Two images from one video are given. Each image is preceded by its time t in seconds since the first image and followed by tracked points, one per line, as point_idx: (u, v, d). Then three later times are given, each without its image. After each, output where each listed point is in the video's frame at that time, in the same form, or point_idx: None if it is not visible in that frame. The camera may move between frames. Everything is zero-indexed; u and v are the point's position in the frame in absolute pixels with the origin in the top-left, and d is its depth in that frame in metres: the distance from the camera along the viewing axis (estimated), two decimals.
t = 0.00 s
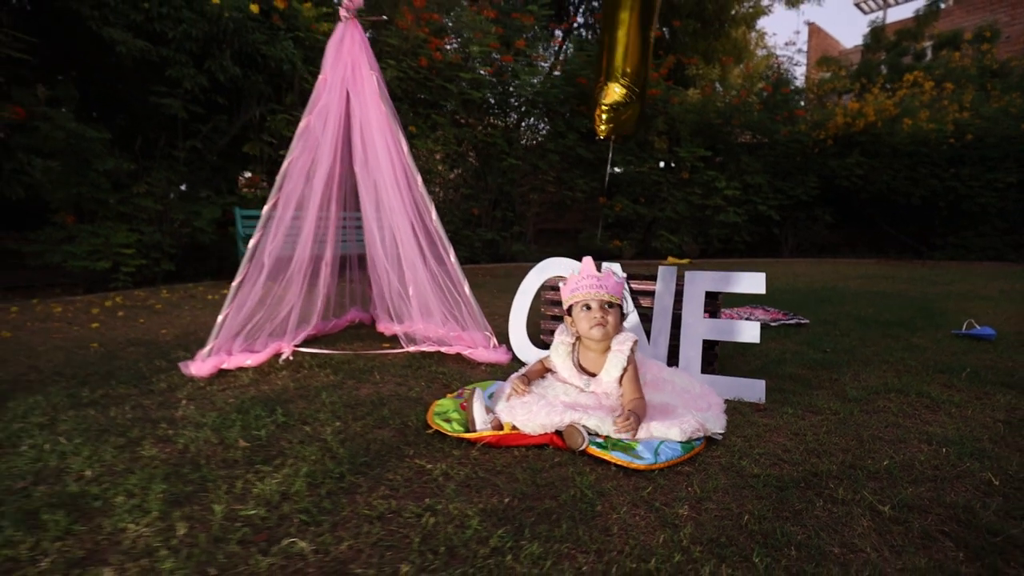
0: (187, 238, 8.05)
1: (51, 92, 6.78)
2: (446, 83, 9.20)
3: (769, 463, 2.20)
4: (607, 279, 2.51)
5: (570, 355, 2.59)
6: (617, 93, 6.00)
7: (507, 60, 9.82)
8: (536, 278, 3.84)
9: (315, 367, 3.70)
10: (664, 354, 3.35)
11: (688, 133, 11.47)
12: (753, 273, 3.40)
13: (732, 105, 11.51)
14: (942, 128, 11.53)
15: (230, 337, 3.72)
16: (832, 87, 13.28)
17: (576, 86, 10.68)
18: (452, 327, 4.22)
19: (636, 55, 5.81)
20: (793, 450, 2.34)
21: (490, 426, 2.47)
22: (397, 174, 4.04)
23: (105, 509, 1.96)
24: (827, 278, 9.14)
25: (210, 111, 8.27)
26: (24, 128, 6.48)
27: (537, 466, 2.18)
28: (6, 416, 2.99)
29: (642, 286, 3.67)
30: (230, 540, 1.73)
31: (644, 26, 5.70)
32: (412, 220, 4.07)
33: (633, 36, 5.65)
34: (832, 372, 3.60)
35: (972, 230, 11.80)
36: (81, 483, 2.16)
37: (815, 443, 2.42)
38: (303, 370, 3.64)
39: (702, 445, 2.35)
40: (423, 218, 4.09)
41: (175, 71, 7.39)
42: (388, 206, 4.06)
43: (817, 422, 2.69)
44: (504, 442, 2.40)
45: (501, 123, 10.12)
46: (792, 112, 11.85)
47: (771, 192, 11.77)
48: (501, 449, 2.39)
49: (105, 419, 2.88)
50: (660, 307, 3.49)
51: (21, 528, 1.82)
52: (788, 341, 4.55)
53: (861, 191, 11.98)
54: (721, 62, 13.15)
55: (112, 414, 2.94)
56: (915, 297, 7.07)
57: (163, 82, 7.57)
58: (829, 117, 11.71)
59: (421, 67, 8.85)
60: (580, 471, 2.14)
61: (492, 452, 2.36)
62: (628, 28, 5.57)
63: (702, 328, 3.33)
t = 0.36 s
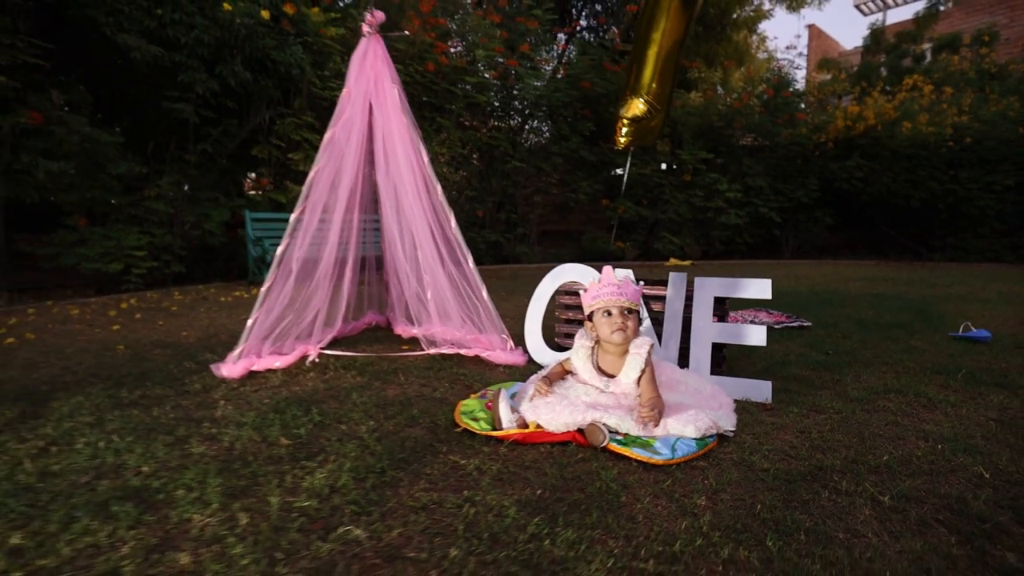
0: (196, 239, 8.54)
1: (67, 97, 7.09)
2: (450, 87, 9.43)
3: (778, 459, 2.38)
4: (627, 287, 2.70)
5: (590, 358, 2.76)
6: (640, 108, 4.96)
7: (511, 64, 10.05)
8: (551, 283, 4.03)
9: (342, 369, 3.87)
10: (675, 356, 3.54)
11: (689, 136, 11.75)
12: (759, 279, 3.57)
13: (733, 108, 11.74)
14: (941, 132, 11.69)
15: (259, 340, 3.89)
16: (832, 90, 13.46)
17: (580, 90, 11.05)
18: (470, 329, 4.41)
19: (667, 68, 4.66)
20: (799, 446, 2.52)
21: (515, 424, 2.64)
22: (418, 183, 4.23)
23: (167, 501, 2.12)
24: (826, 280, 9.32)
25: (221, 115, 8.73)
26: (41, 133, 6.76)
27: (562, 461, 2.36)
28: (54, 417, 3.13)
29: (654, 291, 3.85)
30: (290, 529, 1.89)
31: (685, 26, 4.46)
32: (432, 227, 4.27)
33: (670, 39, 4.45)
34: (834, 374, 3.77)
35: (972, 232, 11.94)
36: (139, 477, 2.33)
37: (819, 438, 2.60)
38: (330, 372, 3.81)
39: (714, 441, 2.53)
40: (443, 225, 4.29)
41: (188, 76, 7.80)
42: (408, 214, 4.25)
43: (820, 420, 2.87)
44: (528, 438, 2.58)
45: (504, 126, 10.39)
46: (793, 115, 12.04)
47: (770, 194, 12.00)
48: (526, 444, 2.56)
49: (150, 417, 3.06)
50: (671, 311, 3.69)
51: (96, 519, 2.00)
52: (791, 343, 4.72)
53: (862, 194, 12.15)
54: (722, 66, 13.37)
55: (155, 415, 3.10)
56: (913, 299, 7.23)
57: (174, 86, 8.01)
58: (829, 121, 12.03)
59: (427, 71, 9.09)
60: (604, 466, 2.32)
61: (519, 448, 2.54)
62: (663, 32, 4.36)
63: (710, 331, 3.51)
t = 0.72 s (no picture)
0: (195, 242, 8.75)
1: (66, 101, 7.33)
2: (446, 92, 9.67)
3: (774, 450, 2.61)
4: (636, 294, 2.94)
5: (601, 359, 2.99)
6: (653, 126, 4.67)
7: (507, 69, 10.29)
8: (558, 288, 4.25)
9: (359, 371, 4.07)
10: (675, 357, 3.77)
11: (681, 139, 12.05)
12: (753, 285, 3.81)
13: (722, 113, 12.07)
14: (925, 137, 12.06)
15: (280, 343, 4.07)
16: (821, 95, 13.82)
17: (575, 94, 11.30)
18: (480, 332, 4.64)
19: (685, 85, 4.29)
20: (792, 439, 2.76)
21: (531, 422, 2.85)
22: (430, 194, 4.49)
23: (218, 495, 2.29)
24: (814, 281, 9.63)
25: (221, 119, 8.92)
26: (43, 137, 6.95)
27: (578, 454, 2.59)
28: (90, 418, 3.29)
29: (655, 296, 4.08)
30: (336, 516, 2.09)
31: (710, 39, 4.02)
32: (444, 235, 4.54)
33: (692, 55, 4.03)
34: (824, 373, 4.02)
35: (955, 234, 12.32)
36: (185, 473, 2.50)
37: (810, 432, 2.84)
38: (349, 374, 4.01)
39: (715, 436, 2.76)
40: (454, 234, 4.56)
41: (189, 81, 7.97)
42: (421, 223, 4.50)
43: (811, 416, 3.11)
44: (544, 434, 2.79)
45: (499, 129, 10.70)
46: (783, 119, 12.37)
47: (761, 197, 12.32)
48: (542, 440, 2.78)
49: (182, 418, 3.24)
50: (671, 315, 3.92)
51: (154, 511, 2.17)
52: (784, 344, 4.98)
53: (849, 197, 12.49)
54: (714, 71, 13.69)
55: (189, 414, 3.27)
56: (897, 301, 7.52)
57: (176, 91, 8.18)
58: (818, 125, 12.33)
59: (425, 76, 9.32)
60: (616, 459, 2.54)
61: (536, 444, 2.75)
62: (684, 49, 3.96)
63: (709, 334, 3.74)
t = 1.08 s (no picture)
0: (187, 245, 8.88)
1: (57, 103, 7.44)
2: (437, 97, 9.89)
3: (760, 441, 2.90)
4: (637, 298, 3.21)
5: (602, 358, 3.25)
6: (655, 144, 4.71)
7: (497, 74, 10.54)
8: (557, 292, 4.51)
9: (370, 373, 4.27)
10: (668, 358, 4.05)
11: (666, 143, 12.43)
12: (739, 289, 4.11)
13: (706, 118, 12.46)
14: (900, 142, 12.54)
15: (293, 346, 4.27)
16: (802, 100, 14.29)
17: (563, 98, 11.58)
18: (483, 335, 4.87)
19: (687, 106, 4.49)
20: (776, 431, 3.04)
21: (538, 417, 3.09)
22: (436, 203, 4.73)
23: (258, 487, 2.50)
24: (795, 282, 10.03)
25: (215, 123, 9.02)
26: (35, 140, 7.04)
27: (584, 447, 2.84)
28: (118, 420, 3.45)
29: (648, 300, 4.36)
30: (371, 504, 2.31)
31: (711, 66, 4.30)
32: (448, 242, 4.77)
33: (696, 76, 4.27)
34: (804, 370, 4.33)
35: (927, 236, 12.85)
36: (221, 469, 2.70)
37: (792, 425, 3.13)
38: (360, 375, 4.21)
39: (707, 428, 3.05)
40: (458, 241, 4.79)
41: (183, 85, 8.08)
42: (427, 231, 4.72)
43: (793, 410, 3.40)
44: (551, 430, 3.03)
45: (488, 132, 10.98)
46: (764, 125, 12.79)
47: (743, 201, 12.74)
48: (549, 435, 3.02)
49: (207, 418, 3.42)
50: (664, 318, 4.20)
51: (200, 502, 2.36)
52: (768, 344, 5.29)
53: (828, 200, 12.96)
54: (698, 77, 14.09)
55: (214, 414, 3.45)
56: (872, 301, 7.90)
57: (170, 95, 8.29)
58: (798, 130, 12.78)
59: (417, 81, 9.54)
60: (618, 450, 2.80)
61: (545, 438, 2.99)
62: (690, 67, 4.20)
63: (698, 335, 4.02)
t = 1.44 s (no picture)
0: (175, 249, 8.89)
1: (43, 107, 7.52)
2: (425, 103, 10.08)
3: (742, 434, 3.21)
4: (632, 303, 3.47)
5: (598, 359, 3.51)
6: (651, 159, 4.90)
7: (484, 79, 10.78)
8: (552, 297, 4.79)
9: (376, 375, 4.49)
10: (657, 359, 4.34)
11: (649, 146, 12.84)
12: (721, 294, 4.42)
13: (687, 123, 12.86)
14: (873, 147, 13.04)
15: (301, 351, 4.45)
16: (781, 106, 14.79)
17: (549, 103, 11.86)
18: (483, 338, 5.08)
19: (683, 123, 4.76)
20: (757, 424, 3.36)
21: (540, 415, 3.34)
22: (436, 213, 4.94)
23: (287, 484, 2.70)
24: (774, 283, 10.45)
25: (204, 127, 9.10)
26: (23, 144, 7.11)
27: (584, 442, 3.12)
28: (138, 423, 3.61)
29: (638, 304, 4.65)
30: (396, 497, 2.53)
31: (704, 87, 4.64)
32: (449, 251, 4.99)
33: (692, 93, 4.57)
34: (782, 369, 4.66)
35: (898, 238, 13.43)
36: (249, 467, 2.89)
37: (771, 419, 3.45)
38: (366, 378, 4.43)
39: (696, 423, 3.34)
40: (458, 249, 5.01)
41: (172, 90, 8.17)
42: (429, 240, 4.93)
43: (772, 405, 3.73)
44: (554, 427, 3.29)
45: (474, 136, 11.21)
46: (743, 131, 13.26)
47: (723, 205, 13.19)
48: (551, 432, 3.27)
49: (225, 420, 3.59)
50: (653, 322, 4.50)
51: (236, 498, 2.55)
52: (750, 344, 5.63)
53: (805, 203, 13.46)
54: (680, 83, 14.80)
55: (232, 417, 3.63)
56: (846, 302, 8.31)
57: (159, 99, 8.38)
58: (776, 135, 13.32)
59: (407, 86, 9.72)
60: (615, 444, 3.09)
61: (548, 435, 3.24)
62: (687, 85, 4.50)
63: (685, 337, 4.32)
